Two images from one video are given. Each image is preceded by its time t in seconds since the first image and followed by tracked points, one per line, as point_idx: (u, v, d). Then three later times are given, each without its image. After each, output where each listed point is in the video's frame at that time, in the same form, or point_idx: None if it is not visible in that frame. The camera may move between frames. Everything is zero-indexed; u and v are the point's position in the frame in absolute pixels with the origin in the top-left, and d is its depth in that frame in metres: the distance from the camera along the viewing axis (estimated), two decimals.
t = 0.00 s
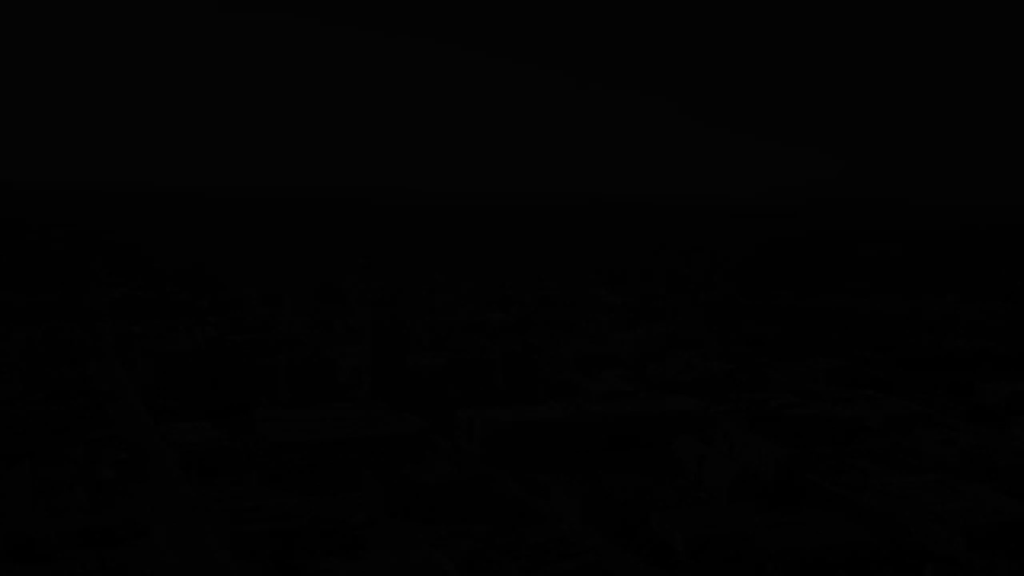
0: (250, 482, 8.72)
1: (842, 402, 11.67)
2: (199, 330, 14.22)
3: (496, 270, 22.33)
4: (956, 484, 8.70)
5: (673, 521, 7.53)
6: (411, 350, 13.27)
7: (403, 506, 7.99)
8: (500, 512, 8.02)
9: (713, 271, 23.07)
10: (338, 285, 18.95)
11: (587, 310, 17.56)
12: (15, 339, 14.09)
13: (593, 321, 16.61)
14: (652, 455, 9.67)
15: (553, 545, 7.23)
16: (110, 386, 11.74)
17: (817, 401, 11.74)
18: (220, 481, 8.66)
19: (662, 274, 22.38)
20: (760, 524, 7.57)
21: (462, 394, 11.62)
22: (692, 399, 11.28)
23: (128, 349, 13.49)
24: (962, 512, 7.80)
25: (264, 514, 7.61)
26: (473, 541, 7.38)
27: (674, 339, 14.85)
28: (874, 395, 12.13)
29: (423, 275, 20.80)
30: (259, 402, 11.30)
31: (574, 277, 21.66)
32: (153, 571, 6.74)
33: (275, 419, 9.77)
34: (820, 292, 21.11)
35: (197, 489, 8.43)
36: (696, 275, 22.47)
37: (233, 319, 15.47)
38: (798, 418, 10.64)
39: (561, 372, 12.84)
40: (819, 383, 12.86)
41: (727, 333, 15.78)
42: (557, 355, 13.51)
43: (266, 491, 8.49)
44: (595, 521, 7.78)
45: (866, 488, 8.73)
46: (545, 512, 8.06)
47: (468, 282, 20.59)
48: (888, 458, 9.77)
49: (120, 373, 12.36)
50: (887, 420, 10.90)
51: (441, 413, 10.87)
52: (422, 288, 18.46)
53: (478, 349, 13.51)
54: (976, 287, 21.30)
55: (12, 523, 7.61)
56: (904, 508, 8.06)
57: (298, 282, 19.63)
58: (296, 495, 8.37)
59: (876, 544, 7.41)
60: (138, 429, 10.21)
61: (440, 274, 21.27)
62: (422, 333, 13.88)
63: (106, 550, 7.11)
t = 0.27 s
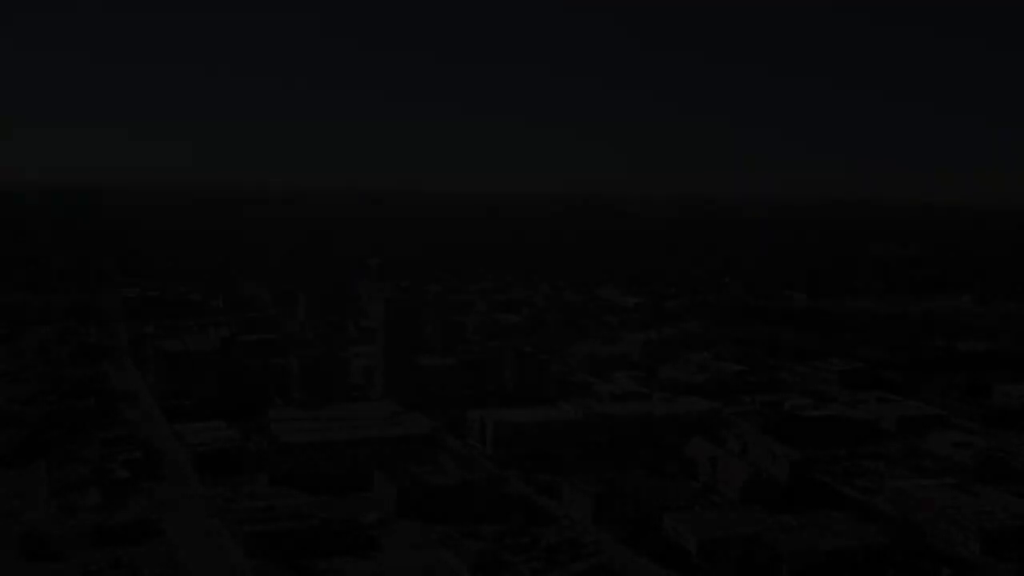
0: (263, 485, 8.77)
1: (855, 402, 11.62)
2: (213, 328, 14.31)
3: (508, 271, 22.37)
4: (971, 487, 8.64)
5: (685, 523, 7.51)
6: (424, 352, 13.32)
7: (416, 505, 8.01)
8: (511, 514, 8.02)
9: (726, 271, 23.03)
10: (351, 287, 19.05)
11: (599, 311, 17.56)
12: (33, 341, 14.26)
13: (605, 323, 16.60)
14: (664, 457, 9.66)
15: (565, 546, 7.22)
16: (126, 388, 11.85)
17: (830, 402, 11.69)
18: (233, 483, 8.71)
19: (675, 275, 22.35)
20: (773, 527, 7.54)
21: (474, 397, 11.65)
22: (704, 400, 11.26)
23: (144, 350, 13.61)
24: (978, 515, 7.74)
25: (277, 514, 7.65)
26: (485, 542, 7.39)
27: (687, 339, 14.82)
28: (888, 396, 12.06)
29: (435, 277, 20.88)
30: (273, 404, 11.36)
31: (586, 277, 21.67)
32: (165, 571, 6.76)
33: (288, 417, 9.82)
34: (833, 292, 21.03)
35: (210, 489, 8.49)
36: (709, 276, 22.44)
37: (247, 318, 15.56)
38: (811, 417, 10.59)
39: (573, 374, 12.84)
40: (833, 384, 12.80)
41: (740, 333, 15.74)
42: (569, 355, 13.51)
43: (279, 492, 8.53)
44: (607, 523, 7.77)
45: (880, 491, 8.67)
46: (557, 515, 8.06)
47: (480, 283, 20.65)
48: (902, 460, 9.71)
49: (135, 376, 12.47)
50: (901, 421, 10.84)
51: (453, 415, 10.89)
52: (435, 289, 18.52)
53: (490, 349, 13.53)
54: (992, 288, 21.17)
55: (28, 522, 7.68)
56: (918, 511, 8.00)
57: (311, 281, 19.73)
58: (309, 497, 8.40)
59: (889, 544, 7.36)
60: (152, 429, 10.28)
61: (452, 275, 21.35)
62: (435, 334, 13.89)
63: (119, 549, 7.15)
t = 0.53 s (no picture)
0: (278, 484, 8.82)
1: (872, 404, 11.53)
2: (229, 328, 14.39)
3: (522, 271, 22.38)
4: (988, 490, 8.56)
5: (698, 524, 7.49)
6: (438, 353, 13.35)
7: (429, 505, 8.04)
8: (525, 515, 8.03)
9: (740, 272, 22.94)
10: (365, 287, 19.13)
11: (612, 312, 17.56)
12: (52, 341, 14.40)
13: (619, 323, 16.56)
14: (678, 458, 9.64)
15: (578, 545, 7.22)
16: (142, 387, 11.94)
17: (846, 404, 11.62)
18: (248, 482, 8.76)
19: (688, 275, 22.28)
20: (787, 529, 7.51)
21: (488, 398, 11.67)
22: (718, 401, 11.22)
23: (160, 350, 13.70)
24: (995, 518, 7.68)
25: (292, 513, 7.70)
26: (498, 541, 7.40)
27: (701, 340, 14.77)
28: (905, 398, 11.97)
29: (449, 278, 20.93)
30: (287, 403, 11.41)
31: (599, 277, 21.64)
32: (181, 569, 6.81)
33: (302, 416, 9.86)
34: (849, 293, 20.93)
35: (225, 488, 8.54)
36: (723, 277, 22.35)
37: (262, 318, 15.64)
38: (826, 418, 10.53)
39: (587, 375, 12.83)
40: (849, 386, 12.72)
41: (755, 334, 15.67)
42: (583, 355, 13.50)
43: (293, 492, 8.57)
44: (619, 523, 7.76)
45: (896, 494, 8.61)
46: (570, 516, 8.06)
47: (494, 282, 20.67)
48: (918, 462, 9.65)
49: (151, 376, 12.57)
50: (916, 424, 10.77)
51: (466, 416, 10.92)
52: (448, 291, 18.57)
53: (503, 350, 13.55)
54: (1009, 289, 20.99)
55: (46, 520, 7.74)
56: (934, 514, 7.94)
57: (326, 282, 19.83)
58: (323, 497, 8.44)
59: (903, 544, 7.32)
60: (168, 428, 10.36)
61: (466, 276, 21.38)
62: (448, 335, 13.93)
63: (135, 547, 7.21)
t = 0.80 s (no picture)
0: (291, 484, 8.85)
1: (887, 406, 11.45)
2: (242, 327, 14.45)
3: (535, 271, 22.37)
4: (1006, 492, 8.48)
5: (711, 526, 7.47)
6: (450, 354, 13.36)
7: (441, 506, 8.05)
8: (537, 516, 8.02)
9: (754, 273, 22.83)
10: (378, 287, 19.18)
11: (624, 312, 17.53)
12: (68, 340, 14.52)
13: (632, 324, 16.52)
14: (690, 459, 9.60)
15: (591, 545, 7.22)
16: (158, 387, 12.01)
17: (861, 406, 11.55)
18: (261, 481, 8.81)
19: (701, 275, 22.20)
20: (801, 531, 7.46)
21: (501, 399, 11.66)
22: (732, 402, 11.18)
23: (174, 350, 13.79)
24: (1013, 522, 7.61)
25: (305, 513, 7.74)
26: (511, 542, 7.40)
27: (714, 341, 14.72)
28: (920, 399, 11.88)
29: (461, 278, 20.95)
30: (301, 403, 11.46)
31: (612, 277, 21.59)
32: (195, 568, 6.85)
33: (315, 415, 9.89)
34: (863, 294, 20.83)
35: (239, 487, 8.58)
36: (737, 277, 22.25)
37: (275, 318, 15.69)
38: (840, 420, 10.47)
39: (599, 376, 12.80)
40: (864, 388, 12.64)
41: (769, 335, 15.59)
42: (595, 356, 13.47)
43: (306, 491, 8.61)
44: (632, 524, 7.75)
45: (911, 496, 8.55)
46: (582, 517, 8.06)
47: (507, 282, 20.66)
48: (934, 464, 9.58)
49: (166, 376, 12.64)
50: (933, 426, 10.69)
51: (479, 416, 10.94)
52: (461, 292, 18.58)
53: (516, 350, 13.55)
54: None
55: (62, 518, 7.80)
56: (950, 517, 7.88)
57: (339, 282, 19.89)
58: (336, 496, 8.47)
59: (920, 547, 7.25)
60: (182, 427, 10.42)
61: (479, 276, 21.40)
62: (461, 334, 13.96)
63: (150, 546, 7.25)
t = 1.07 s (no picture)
0: (306, 483, 8.89)
1: (904, 408, 11.36)
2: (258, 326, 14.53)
3: (548, 272, 22.37)
4: None
5: (726, 528, 7.43)
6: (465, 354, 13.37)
7: (455, 506, 8.06)
8: (551, 517, 8.02)
9: (769, 274, 22.73)
10: (393, 287, 19.24)
11: (638, 313, 17.49)
12: (86, 340, 14.66)
13: (646, 325, 16.47)
14: (705, 461, 9.56)
15: (604, 546, 7.20)
16: (174, 387, 12.11)
17: (878, 408, 11.47)
18: (276, 481, 8.85)
19: (716, 275, 22.13)
20: (817, 534, 7.42)
21: (515, 399, 11.66)
22: (747, 404, 11.13)
23: (190, 349, 13.89)
24: None
25: (319, 512, 7.77)
26: (525, 542, 7.39)
27: (729, 342, 14.66)
28: (938, 401, 11.78)
29: (475, 279, 20.98)
30: (316, 403, 11.51)
31: (626, 278, 21.56)
32: (211, 566, 6.88)
33: (330, 415, 9.93)
34: (880, 295, 20.68)
35: (254, 486, 8.63)
36: (752, 278, 22.16)
37: (290, 318, 15.77)
38: (857, 422, 10.39)
39: (613, 376, 12.78)
40: (881, 390, 12.55)
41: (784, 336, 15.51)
42: (610, 356, 13.45)
43: (321, 491, 8.65)
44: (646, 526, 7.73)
45: (929, 499, 8.47)
46: (596, 519, 8.05)
47: (521, 283, 20.68)
48: (952, 467, 9.49)
49: (182, 375, 12.74)
50: (950, 428, 10.60)
51: (493, 416, 10.94)
52: (475, 292, 18.61)
53: (530, 350, 13.55)
54: None
55: (79, 516, 7.87)
56: (968, 521, 7.80)
57: (354, 282, 19.99)
58: (350, 496, 8.50)
59: (938, 551, 7.17)
60: (198, 426, 10.50)
61: (493, 276, 21.42)
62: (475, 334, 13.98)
63: (166, 544, 7.29)
